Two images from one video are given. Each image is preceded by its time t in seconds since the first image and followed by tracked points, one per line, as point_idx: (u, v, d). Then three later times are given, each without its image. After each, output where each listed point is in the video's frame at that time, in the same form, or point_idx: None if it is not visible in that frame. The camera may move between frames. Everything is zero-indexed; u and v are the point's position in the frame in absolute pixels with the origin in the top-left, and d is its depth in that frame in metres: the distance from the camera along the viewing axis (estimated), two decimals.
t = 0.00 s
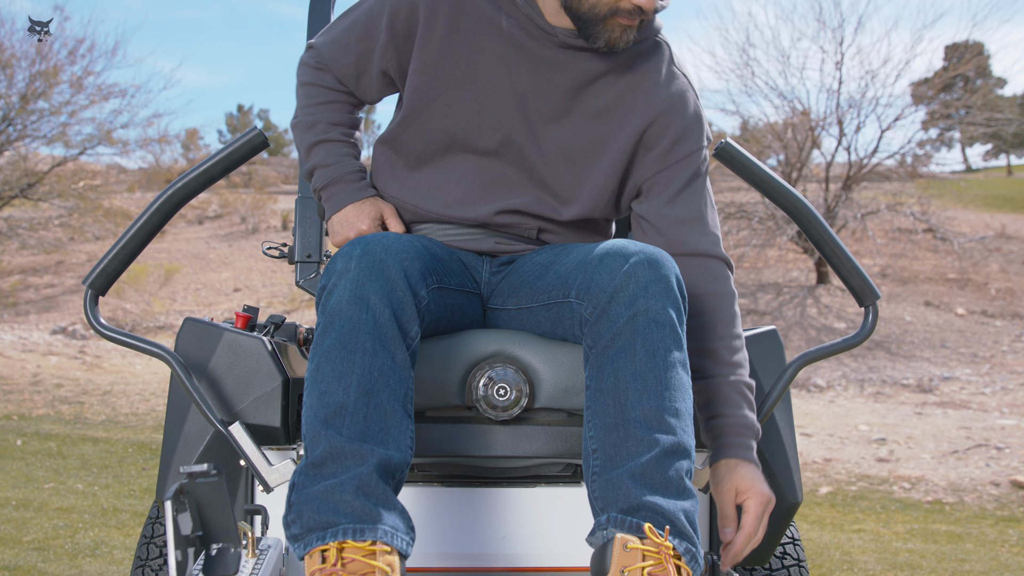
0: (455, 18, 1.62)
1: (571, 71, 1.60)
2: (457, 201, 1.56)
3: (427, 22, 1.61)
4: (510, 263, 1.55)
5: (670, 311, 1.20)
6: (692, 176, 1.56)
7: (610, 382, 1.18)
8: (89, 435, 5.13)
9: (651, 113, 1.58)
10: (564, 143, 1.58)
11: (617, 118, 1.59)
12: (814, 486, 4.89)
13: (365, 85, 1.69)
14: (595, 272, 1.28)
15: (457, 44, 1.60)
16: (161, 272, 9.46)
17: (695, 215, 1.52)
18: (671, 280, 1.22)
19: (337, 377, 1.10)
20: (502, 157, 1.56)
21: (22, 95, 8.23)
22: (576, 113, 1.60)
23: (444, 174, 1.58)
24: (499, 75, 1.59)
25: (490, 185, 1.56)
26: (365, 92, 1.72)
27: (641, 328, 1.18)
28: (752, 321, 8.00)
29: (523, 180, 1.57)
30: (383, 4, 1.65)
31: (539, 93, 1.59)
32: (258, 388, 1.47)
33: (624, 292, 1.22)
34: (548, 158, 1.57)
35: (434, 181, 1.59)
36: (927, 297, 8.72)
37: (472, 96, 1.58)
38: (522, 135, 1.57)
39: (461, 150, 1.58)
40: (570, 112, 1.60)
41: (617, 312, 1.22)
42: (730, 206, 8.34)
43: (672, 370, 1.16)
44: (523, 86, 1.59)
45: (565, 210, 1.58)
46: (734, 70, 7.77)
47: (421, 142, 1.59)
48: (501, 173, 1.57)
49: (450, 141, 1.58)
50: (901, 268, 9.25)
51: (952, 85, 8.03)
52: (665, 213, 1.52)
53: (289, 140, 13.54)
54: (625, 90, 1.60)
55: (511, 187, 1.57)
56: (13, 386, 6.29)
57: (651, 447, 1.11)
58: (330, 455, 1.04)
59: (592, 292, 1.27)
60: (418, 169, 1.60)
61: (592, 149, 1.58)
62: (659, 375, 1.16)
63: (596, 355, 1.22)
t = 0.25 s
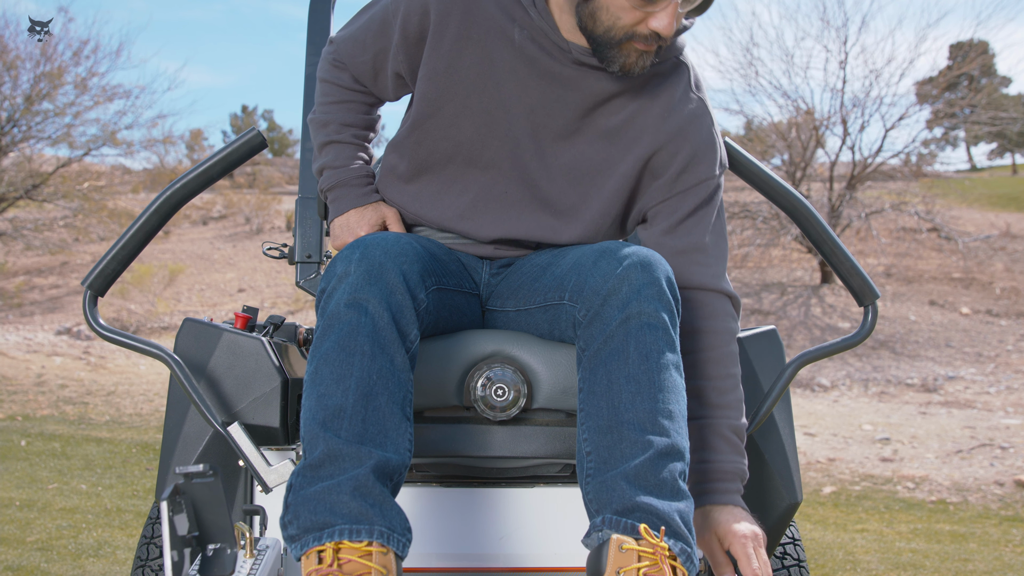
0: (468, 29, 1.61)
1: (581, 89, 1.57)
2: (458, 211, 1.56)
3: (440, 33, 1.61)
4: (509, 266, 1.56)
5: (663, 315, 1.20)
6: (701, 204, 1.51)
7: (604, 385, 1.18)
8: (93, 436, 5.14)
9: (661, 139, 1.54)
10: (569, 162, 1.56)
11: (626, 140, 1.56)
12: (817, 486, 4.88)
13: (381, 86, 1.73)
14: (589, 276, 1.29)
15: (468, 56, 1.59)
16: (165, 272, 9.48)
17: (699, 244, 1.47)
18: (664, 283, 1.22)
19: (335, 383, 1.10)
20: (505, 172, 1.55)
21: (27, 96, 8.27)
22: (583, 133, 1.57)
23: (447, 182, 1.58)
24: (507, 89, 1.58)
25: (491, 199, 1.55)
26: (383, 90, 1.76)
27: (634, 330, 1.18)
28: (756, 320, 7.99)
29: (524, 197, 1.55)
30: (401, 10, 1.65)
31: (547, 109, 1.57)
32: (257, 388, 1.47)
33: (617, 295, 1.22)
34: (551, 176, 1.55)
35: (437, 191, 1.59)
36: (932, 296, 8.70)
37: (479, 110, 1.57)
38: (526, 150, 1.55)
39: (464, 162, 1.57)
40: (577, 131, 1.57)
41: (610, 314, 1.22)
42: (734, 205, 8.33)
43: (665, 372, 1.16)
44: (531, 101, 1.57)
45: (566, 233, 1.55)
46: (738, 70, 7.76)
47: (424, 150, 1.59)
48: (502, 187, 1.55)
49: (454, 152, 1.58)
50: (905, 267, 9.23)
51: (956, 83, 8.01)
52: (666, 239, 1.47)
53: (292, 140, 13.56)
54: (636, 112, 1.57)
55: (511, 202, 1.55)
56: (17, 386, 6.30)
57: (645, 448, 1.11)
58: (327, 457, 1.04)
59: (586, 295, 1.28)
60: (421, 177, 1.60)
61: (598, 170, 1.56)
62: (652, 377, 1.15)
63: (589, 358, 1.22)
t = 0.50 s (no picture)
0: (475, 38, 1.59)
1: (587, 104, 1.55)
2: (460, 219, 1.57)
3: (448, 42, 1.60)
4: (511, 268, 1.58)
5: (662, 316, 1.20)
6: (707, 225, 1.48)
7: (602, 386, 1.18)
8: (99, 435, 5.15)
9: (667, 156, 1.52)
10: (572, 175, 1.55)
11: (631, 156, 1.54)
12: (823, 487, 4.87)
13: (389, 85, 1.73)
14: (588, 276, 1.29)
15: (474, 68, 1.58)
16: (172, 272, 9.50)
17: (717, 259, 1.44)
18: (661, 284, 1.22)
19: (335, 387, 1.10)
20: (506, 183, 1.55)
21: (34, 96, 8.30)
22: (588, 148, 1.56)
23: (449, 189, 1.59)
24: (512, 101, 1.57)
25: (492, 209, 1.55)
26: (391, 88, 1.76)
27: (633, 331, 1.18)
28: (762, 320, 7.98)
29: (525, 210, 1.55)
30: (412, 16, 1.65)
31: (552, 122, 1.55)
32: (258, 388, 1.47)
33: (615, 297, 1.22)
34: (553, 189, 1.54)
35: (440, 198, 1.60)
36: (938, 296, 8.67)
37: (483, 121, 1.57)
38: (529, 162, 1.55)
39: (467, 170, 1.57)
40: (581, 146, 1.55)
41: (608, 315, 1.22)
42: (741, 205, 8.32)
43: (664, 373, 1.16)
44: (536, 113, 1.56)
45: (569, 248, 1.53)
46: (745, 69, 7.75)
47: (426, 157, 1.59)
48: (504, 198, 1.55)
49: (457, 161, 1.58)
50: (912, 267, 9.21)
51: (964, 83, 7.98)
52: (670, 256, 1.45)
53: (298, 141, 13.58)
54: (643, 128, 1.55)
55: (512, 213, 1.55)
56: (24, 386, 6.32)
57: (644, 449, 1.11)
58: (326, 457, 1.04)
59: (585, 295, 1.28)
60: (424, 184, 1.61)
61: (601, 185, 1.54)
62: (650, 378, 1.15)
63: (587, 359, 1.22)
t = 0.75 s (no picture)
0: (467, 40, 1.60)
1: (578, 104, 1.55)
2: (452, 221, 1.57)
3: (440, 44, 1.61)
4: (505, 267, 1.58)
5: (654, 316, 1.20)
6: (698, 221, 1.49)
7: (594, 386, 1.18)
8: (99, 435, 5.15)
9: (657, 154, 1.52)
10: (563, 175, 1.55)
11: (622, 154, 1.55)
12: (823, 486, 4.87)
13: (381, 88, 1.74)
14: (580, 276, 1.29)
15: (466, 69, 1.59)
16: (173, 272, 9.50)
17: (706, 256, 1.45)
18: (654, 283, 1.22)
19: (326, 386, 1.10)
20: (498, 184, 1.55)
21: (36, 97, 8.32)
22: (579, 148, 1.56)
23: (441, 191, 1.59)
24: (503, 102, 1.57)
25: (484, 211, 1.55)
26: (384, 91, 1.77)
27: (625, 331, 1.18)
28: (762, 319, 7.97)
29: (516, 210, 1.55)
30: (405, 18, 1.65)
31: (543, 122, 1.55)
32: (253, 388, 1.47)
33: (608, 297, 1.22)
34: (544, 189, 1.54)
35: (432, 200, 1.60)
36: (940, 295, 8.66)
37: (474, 122, 1.57)
38: (520, 163, 1.55)
39: (458, 172, 1.57)
40: (572, 145, 1.56)
41: (601, 315, 1.22)
42: (743, 204, 8.31)
43: (656, 373, 1.16)
44: (527, 114, 1.56)
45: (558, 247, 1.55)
46: (747, 68, 7.75)
47: (418, 160, 1.58)
48: (495, 199, 1.55)
49: (449, 163, 1.58)
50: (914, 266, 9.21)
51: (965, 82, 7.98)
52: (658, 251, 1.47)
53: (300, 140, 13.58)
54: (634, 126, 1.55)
55: (504, 214, 1.55)
56: (25, 386, 6.32)
57: (635, 449, 1.11)
58: (318, 457, 1.04)
59: (577, 295, 1.28)
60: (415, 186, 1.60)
61: (592, 184, 1.54)
62: (642, 378, 1.15)
63: (579, 358, 1.22)
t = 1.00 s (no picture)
0: (451, 33, 1.60)
1: (565, 91, 1.55)
2: (448, 218, 1.57)
3: (424, 38, 1.61)
4: (502, 266, 1.57)
5: (649, 315, 1.20)
6: (691, 203, 1.48)
7: (588, 385, 1.18)
8: (102, 435, 5.16)
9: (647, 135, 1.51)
10: (554, 164, 1.54)
11: (611, 138, 1.54)
12: (826, 486, 4.86)
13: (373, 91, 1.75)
14: (576, 275, 1.29)
15: (452, 62, 1.59)
16: (177, 272, 9.52)
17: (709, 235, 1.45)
18: (651, 283, 1.22)
19: (319, 384, 1.10)
20: (489, 178, 1.54)
21: (40, 97, 8.34)
22: (568, 134, 1.55)
23: (432, 188, 1.57)
24: (490, 93, 1.57)
25: (477, 205, 1.54)
26: (375, 95, 1.78)
27: (620, 330, 1.18)
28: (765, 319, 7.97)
29: (509, 202, 1.54)
30: (388, 15, 1.66)
31: (530, 111, 1.54)
32: (250, 388, 1.47)
33: (603, 296, 1.22)
34: (536, 180, 1.54)
35: (424, 197, 1.58)
36: (944, 295, 8.65)
37: (462, 115, 1.56)
38: (510, 154, 1.54)
39: (448, 168, 1.56)
40: (561, 132, 1.55)
41: (596, 314, 1.22)
42: (746, 204, 8.31)
43: (651, 372, 1.16)
44: (515, 104, 1.55)
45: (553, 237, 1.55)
46: (750, 68, 7.75)
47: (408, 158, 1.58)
48: (487, 193, 1.54)
49: (439, 158, 1.57)
50: (918, 266, 9.20)
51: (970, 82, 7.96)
52: (651, 233, 1.47)
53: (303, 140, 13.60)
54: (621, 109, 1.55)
55: (497, 208, 1.54)
56: (29, 386, 6.33)
57: (629, 449, 1.11)
58: (312, 457, 1.04)
59: (572, 294, 1.28)
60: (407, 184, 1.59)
61: (584, 170, 1.54)
62: (636, 378, 1.16)
63: (575, 358, 1.22)
